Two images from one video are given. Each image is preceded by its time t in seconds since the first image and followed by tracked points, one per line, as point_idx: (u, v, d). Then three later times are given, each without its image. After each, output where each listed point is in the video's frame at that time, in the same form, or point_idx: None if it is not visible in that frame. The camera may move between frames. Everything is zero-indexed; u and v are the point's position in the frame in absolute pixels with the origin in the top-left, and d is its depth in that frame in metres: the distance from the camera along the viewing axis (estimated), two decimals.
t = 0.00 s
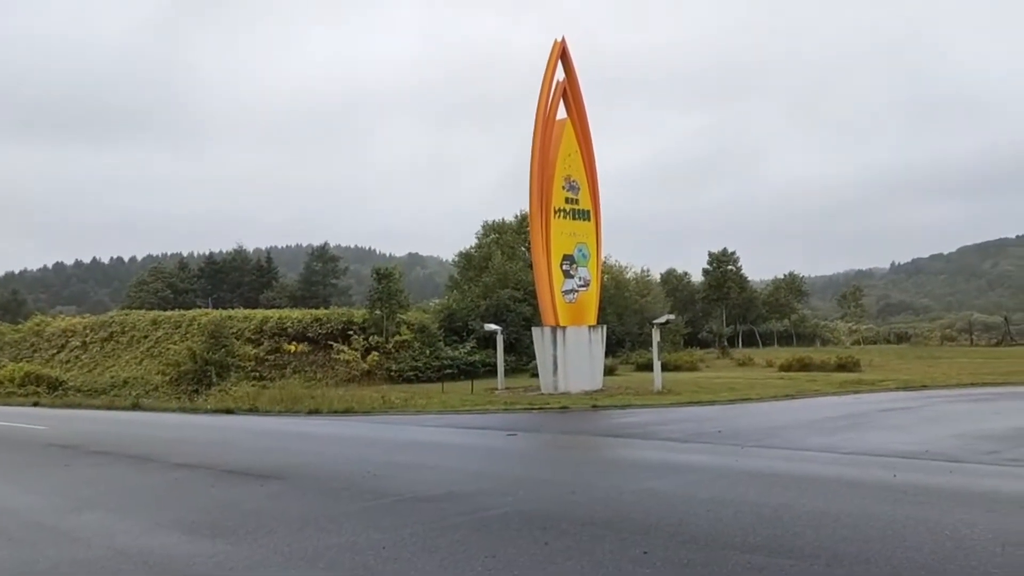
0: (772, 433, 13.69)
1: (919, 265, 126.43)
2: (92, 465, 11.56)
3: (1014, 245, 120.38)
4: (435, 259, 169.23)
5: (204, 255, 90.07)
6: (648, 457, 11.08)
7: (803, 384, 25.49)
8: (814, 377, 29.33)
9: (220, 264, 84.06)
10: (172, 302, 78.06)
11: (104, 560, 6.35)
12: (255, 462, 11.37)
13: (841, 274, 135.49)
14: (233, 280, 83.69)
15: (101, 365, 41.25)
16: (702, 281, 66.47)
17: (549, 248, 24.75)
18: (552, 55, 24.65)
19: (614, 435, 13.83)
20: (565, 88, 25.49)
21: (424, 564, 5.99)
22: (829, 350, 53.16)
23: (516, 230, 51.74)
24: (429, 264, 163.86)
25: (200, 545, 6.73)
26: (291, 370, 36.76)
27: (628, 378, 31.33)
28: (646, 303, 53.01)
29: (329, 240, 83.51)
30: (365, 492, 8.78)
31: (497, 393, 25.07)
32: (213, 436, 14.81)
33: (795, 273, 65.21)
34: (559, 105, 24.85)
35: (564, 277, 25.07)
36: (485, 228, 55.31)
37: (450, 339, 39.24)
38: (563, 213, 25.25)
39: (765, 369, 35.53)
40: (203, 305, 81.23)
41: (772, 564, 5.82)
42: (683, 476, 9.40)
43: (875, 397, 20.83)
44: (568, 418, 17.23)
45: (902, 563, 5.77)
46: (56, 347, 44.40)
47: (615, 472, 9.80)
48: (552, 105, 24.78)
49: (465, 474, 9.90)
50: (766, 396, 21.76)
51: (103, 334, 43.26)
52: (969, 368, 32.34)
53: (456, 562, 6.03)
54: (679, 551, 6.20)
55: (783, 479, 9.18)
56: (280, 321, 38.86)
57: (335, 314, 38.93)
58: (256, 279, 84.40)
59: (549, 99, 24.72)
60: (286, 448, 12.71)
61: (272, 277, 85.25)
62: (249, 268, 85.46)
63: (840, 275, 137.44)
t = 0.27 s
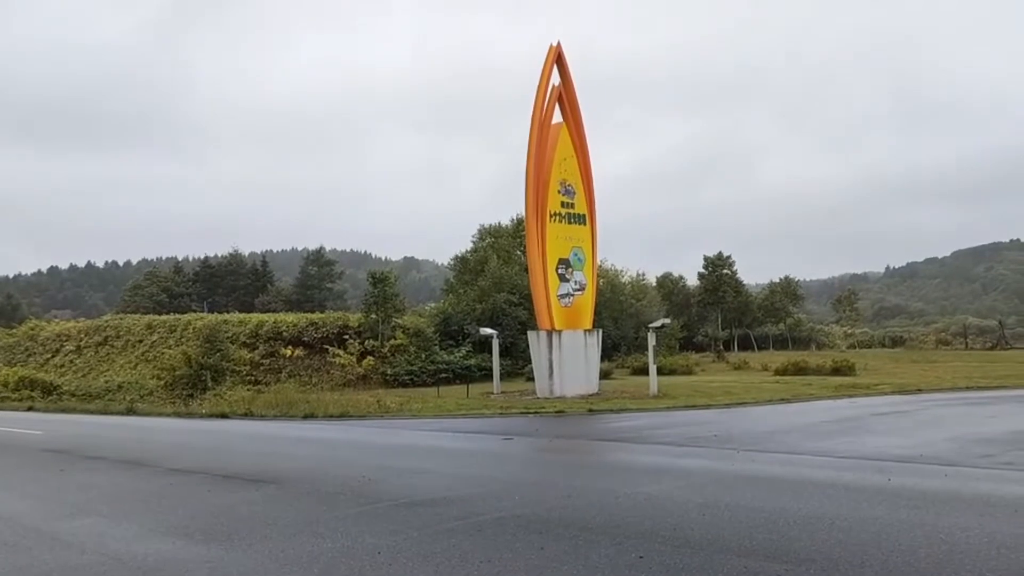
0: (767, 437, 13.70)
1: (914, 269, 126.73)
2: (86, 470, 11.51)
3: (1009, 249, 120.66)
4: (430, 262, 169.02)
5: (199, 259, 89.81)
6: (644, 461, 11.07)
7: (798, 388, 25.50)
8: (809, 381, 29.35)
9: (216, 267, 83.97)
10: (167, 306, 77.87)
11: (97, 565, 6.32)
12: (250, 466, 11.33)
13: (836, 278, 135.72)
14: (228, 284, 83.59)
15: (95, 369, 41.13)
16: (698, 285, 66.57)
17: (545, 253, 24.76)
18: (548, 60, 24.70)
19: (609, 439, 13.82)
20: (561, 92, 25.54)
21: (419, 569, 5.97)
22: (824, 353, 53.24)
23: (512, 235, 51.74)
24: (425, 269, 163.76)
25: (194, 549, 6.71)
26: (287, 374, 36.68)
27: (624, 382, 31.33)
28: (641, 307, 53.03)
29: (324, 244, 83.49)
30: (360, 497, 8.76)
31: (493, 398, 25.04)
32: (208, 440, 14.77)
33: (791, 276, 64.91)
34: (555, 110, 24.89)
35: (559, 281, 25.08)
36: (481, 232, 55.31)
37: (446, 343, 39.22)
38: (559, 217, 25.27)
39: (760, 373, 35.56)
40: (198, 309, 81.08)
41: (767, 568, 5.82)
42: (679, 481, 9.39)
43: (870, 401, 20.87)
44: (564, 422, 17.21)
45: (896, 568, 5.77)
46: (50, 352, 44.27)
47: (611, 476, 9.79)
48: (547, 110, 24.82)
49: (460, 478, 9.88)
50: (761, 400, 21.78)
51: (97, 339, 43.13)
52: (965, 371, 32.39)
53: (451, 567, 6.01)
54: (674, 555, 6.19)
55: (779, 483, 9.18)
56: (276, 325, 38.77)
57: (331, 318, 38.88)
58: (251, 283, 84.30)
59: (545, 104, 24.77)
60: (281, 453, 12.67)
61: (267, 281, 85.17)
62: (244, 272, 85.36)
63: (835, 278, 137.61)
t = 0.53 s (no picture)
0: (763, 440, 13.70)
1: (909, 273, 127.03)
2: (82, 474, 11.47)
3: (1004, 252, 121.01)
4: (427, 266, 168.91)
5: (194, 263, 89.63)
6: (642, 465, 11.06)
7: (794, 392, 25.51)
8: (806, 385, 29.38)
9: (211, 271, 83.86)
10: (163, 310, 77.69)
11: (92, 571, 6.29)
12: (246, 471, 11.29)
13: (832, 281, 135.95)
14: (224, 288, 83.51)
15: (91, 374, 41.03)
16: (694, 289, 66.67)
17: (541, 256, 24.78)
18: (544, 63, 24.73)
19: (607, 443, 13.81)
20: (557, 96, 25.57)
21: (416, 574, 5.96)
22: (820, 357, 53.29)
23: (509, 238, 51.76)
24: (421, 272, 163.68)
25: (190, 555, 6.68)
26: (283, 378, 36.61)
27: (621, 386, 31.32)
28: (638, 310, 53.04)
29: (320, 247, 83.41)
30: (357, 501, 8.73)
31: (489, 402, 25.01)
32: (204, 444, 14.73)
33: (787, 281, 65.41)
34: (551, 113, 24.93)
35: (556, 284, 25.09)
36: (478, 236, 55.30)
37: (442, 347, 39.22)
38: (556, 220, 25.29)
39: (757, 377, 35.58)
40: (194, 313, 80.94)
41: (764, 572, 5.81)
42: (676, 485, 9.39)
43: (866, 405, 20.89)
44: (561, 426, 17.21)
45: (893, 571, 5.77)
46: (46, 356, 44.15)
47: (608, 480, 9.78)
48: (544, 113, 24.85)
49: (458, 482, 9.86)
50: (758, 403, 21.78)
51: (93, 343, 43.02)
52: (960, 375, 32.44)
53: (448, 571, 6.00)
54: (672, 559, 6.18)
55: (776, 487, 9.18)
56: (272, 329, 38.68)
57: (327, 322, 38.83)
58: (247, 287, 84.20)
59: (542, 107, 24.80)
60: (277, 457, 12.64)
61: (263, 284, 85.06)
62: (240, 277, 85.24)
63: (831, 282, 137.78)
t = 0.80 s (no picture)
0: (761, 445, 13.71)
1: (906, 277, 127.16)
2: (79, 479, 11.46)
3: (1001, 257, 121.21)
4: (424, 270, 168.81)
5: (192, 268, 89.54)
6: (640, 469, 11.05)
7: (792, 396, 25.49)
8: (803, 390, 29.37)
9: (209, 276, 83.83)
10: (160, 314, 77.55)
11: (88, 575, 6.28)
12: (244, 475, 11.28)
13: (830, 286, 136.09)
14: (222, 292, 83.46)
15: (87, 378, 40.96)
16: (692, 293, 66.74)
17: (538, 261, 24.79)
18: (541, 68, 24.78)
19: (604, 447, 13.81)
20: (554, 101, 25.60)
21: None
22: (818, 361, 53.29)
23: (506, 243, 51.79)
24: (419, 277, 163.63)
25: (187, 559, 6.66)
26: (281, 383, 36.57)
27: (618, 390, 31.32)
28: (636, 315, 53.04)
29: (318, 252, 83.47)
30: (355, 506, 8.73)
31: (487, 406, 25.01)
32: (202, 449, 14.71)
33: (784, 285, 65.51)
34: (549, 118, 24.95)
35: (554, 289, 25.10)
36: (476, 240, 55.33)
37: (439, 351, 39.22)
38: (553, 225, 25.30)
39: (754, 381, 35.59)
40: (191, 317, 80.84)
41: None
42: (673, 489, 9.39)
43: (864, 410, 20.90)
44: (559, 430, 17.22)
45: None
46: (42, 360, 44.08)
47: (606, 485, 9.78)
48: (541, 118, 24.89)
49: (455, 487, 9.88)
50: (755, 408, 21.81)
51: (90, 347, 42.96)
52: (957, 379, 32.45)
53: None
54: (668, 563, 6.20)
55: (773, 492, 9.19)
56: (269, 333, 38.58)
57: (324, 326, 38.77)
58: (244, 291, 84.14)
59: (539, 112, 24.83)
60: (274, 462, 12.62)
61: (261, 289, 85.00)
62: (237, 281, 85.14)
63: (828, 286, 137.73)
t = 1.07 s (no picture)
0: (760, 449, 13.71)
1: (905, 282, 127.26)
2: (77, 483, 11.44)
3: (999, 262, 121.32)
4: (423, 274, 168.80)
5: (190, 272, 89.51)
6: (639, 474, 11.05)
7: (791, 401, 25.49)
8: (802, 394, 29.37)
9: (207, 279, 83.76)
10: (159, 318, 77.44)
11: None
12: (242, 479, 11.26)
13: (828, 290, 136.12)
14: (220, 296, 83.37)
15: (85, 382, 40.90)
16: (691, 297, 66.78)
17: (537, 265, 24.80)
18: (541, 73, 24.81)
19: (603, 452, 13.80)
20: (553, 105, 25.63)
21: None
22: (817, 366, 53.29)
23: (505, 247, 51.82)
24: (417, 281, 163.56)
25: (185, 564, 6.65)
26: (279, 387, 36.51)
27: (617, 395, 31.31)
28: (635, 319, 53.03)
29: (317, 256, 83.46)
30: (354, 510, 8.72)
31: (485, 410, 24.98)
32: (200, 453, 14.69)
33: (783, 290, 65.63)
34: (548, 122, 24.98)
35: (552, 293, 25.11)
36: (474, 244, 55.34)
37: (438, 356, 39.22)
38: (552, 230, 25.32)
39: (753, 386, 35.58)
40: (189, 321, 80.75)
41: None
42: (672, 493, 9.38)
43: (863, 414, 20.89)
44: (557, 435, 17.22)
45: None
46: (40, 364, 44.01)
47: (604, 489, 9.78)
48: (540, 123, 24.91)
49: (454, 491, 9.87)
50: (754, 412, 21.81)
51: (88, 351, 42.90)
52: (955, 385, 32.45)
53: None
54: (667, 568, 6.20)
55: (772, 496, 9.18)
56: (268, 337, 38.38)
57: (323, 330, 38.71)
58: (243, 295, 84.06)
59: (538, 117, 24.86)
60: (273, 466, 12.61)
61: (260, 293, 84.91)
62: (236, 285, 85.04)
63: (827, 291, 137.87)
